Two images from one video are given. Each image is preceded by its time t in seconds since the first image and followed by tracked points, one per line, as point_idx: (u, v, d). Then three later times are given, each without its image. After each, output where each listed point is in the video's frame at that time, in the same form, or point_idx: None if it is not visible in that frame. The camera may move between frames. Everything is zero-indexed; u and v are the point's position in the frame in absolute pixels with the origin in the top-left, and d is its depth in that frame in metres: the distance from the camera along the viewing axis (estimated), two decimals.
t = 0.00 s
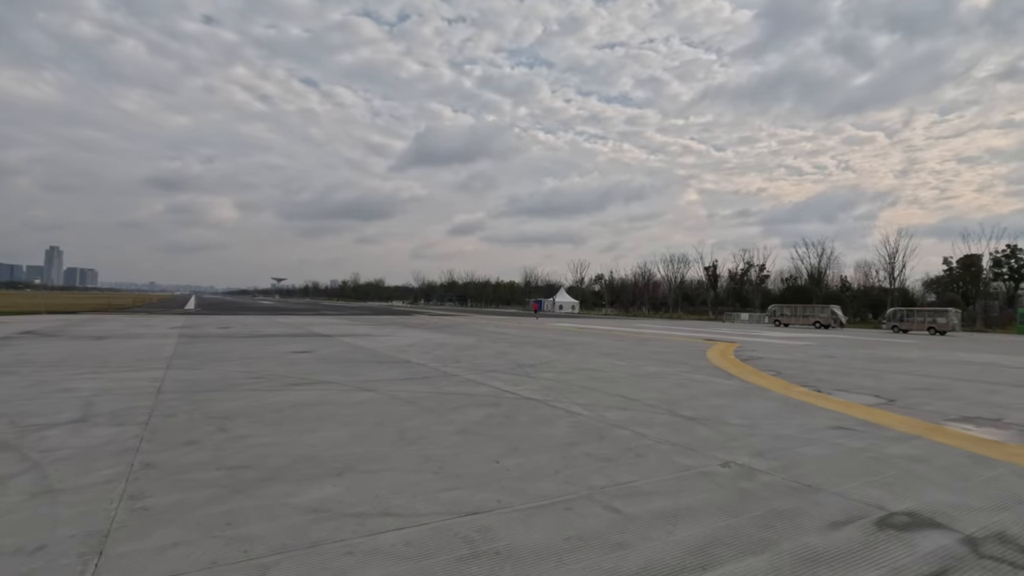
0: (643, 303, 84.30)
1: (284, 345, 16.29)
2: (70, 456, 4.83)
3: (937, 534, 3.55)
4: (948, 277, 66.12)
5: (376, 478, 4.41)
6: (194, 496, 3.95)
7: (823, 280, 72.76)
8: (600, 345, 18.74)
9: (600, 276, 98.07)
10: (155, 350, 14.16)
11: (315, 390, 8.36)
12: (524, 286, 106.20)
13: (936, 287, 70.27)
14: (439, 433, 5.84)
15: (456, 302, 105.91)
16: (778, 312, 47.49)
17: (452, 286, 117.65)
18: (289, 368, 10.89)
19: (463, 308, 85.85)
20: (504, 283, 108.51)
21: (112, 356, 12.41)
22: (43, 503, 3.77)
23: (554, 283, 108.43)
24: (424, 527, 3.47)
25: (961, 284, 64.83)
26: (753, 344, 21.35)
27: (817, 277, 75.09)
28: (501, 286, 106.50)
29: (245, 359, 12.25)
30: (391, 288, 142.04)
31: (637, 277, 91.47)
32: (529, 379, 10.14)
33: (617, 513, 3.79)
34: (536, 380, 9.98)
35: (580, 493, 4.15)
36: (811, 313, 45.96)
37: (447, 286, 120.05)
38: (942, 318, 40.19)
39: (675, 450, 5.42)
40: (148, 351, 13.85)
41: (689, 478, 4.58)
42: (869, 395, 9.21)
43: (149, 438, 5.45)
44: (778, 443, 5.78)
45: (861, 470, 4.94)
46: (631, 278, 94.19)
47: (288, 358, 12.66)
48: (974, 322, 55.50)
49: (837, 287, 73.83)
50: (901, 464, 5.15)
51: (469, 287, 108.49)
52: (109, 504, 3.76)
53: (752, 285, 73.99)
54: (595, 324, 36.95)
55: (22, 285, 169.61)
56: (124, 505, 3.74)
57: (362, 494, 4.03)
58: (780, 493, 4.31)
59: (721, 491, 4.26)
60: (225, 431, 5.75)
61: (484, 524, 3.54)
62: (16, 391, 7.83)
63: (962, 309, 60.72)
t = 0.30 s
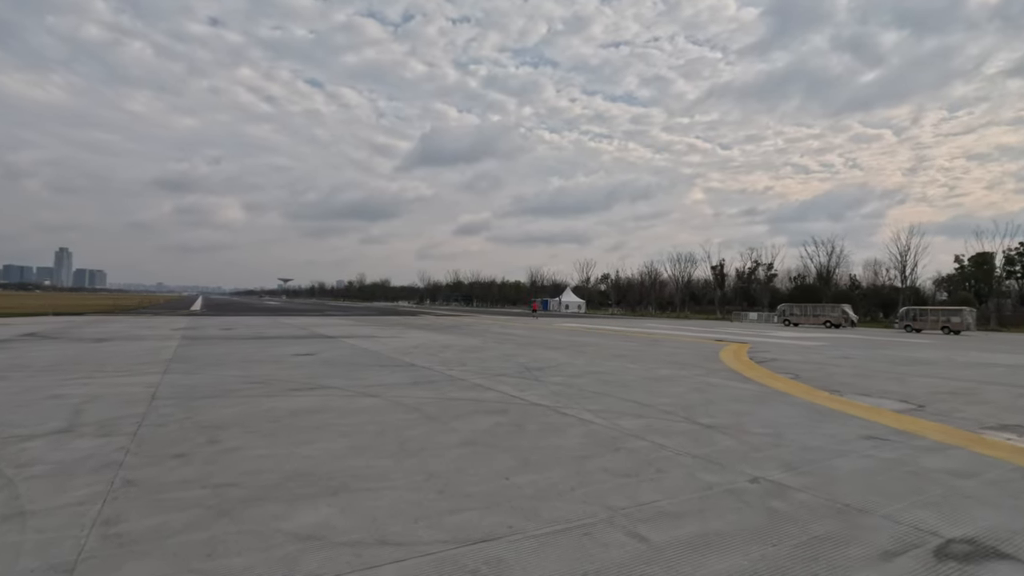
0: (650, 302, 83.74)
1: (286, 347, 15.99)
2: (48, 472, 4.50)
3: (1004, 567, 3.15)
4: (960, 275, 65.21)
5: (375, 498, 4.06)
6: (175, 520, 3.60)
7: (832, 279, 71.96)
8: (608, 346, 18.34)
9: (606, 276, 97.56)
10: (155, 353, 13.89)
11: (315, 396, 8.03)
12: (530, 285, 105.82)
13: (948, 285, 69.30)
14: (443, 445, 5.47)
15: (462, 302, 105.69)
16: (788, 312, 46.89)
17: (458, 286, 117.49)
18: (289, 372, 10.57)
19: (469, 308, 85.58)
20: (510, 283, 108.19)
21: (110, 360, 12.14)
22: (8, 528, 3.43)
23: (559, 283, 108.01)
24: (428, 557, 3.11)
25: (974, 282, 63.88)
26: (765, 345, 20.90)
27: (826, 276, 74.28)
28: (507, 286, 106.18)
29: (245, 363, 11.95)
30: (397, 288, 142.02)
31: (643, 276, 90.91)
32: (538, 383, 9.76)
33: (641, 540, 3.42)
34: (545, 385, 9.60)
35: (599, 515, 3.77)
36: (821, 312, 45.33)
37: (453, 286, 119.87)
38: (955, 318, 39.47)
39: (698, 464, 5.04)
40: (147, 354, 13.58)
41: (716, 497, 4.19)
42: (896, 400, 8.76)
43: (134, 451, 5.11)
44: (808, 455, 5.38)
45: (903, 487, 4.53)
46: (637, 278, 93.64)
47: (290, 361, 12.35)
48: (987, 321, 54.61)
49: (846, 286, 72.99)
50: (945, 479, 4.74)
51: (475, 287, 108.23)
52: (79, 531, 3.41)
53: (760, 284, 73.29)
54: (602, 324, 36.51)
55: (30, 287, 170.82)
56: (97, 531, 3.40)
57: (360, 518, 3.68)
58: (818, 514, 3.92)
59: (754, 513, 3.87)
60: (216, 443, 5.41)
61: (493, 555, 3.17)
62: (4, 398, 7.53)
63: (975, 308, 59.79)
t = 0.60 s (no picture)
0: (657, 302, 83.14)
1: (290, 349, 15.68)
2: (26, 488, 4.18)
3: None
4: (973, 274, 64.21)
5: (378, 519, 3.70)
6: (157, 547, 3.25)
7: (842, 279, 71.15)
8: (619, 347, 17.93)
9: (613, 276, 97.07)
10: (156, 355, 13.60)
11: (317, 402, 7.68)
12: (536, 285, 105.42)
13: (960, 285, 68.35)
14: (452, 456, 5.11)
15: (468, 302, 105.50)
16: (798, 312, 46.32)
17: (463, 287, 117.37)
18: (291, 375, 10.24)
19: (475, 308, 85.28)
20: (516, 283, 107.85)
21: (110, 363, 11.86)
22: None
23: (566, 283, 107.61)
24: None
25: (987, 281, 62.95)
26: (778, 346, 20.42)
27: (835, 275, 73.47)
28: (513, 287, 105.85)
29: (247, 366, 11.63)
30: (403, 289, 142.14)
31: (650, 276, 90.34)
32: (548, 387, 9.38)
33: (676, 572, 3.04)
34: (556, 389, 9.22)
35: (626, 540, 3.41)
36: (832, 312, 44.72)
37: (458, 287, 119.66)
38: (970, 317, 38.76)
39: (728, 479, 4.65)
40: (148, 356, 13.28)
41: (753, 518, 3.80)
42: (926, 406, 8.31)
43: (122, 464, 4.78)
44: (845, 469, 4.97)
45: (957, 506, 4.13)
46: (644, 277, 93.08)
47: (292, 364, 12.04)
48: (1001, 321, 53.72)
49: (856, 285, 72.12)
50: (1002, 497, 4.33)
51: (481, 288, 108.04)
52: (50, 559, 3.07)
53: (768, 284, 72.56)
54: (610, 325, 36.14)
55: (40, 288, 172.24)
56: (69, 561, 3.05)
57: (360, 544, 3.31)
58: (868, 539, 3.52)
59: (798, 538, 3.48)
60: (210, 454, 5.07)
61: None
62: None
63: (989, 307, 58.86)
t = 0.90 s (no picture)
0: (664, 302, 82.59)
1: (292, 349, 15.40)
2: None
3: None
4: (984, 273, 63.43)
5: (376, 537, 3.34)
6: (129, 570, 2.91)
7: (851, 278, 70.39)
8: (628, 347, 17.55)
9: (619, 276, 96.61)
10: (155, 355, 13.33)
11: (316, 405, 7.35)
12: (542, 285, 105.06)
13: (971, 284, 67.47)
14: (457, 465, 4.74)
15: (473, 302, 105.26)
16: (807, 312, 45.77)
17: (469, 287, 117.15)
18: (292, 376, 9.92)
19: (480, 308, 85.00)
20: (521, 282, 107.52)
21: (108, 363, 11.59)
22: None
23: (571, 282, 107.19)
24: None
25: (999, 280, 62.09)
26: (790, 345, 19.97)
27: (844, 274, 72.71)
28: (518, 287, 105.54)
29: (247, 366, 11.33)
30: (408, 289, 142.15)
31: (656, 276, 89.80)
32: (557, 389, 9.02)
33: None
34: (565, 391, 8.85)
35: (653, 565, 3.03)
36: (842, 311, 44.13)
37: (463, 287, 119.45)
38: (984, 316, 38.11)
39: (758, 491, 4.27)
40: (147, 356, 13.01)
41: (793, 538, 3.41)
42: (956, 409, 7.89)
43: (103, 473, 4.45)
44: (884, 480, 4.58)
45: (1016, 523, 3.73)
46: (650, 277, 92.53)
47: (293, 365, 11.72)
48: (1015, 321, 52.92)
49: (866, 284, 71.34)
50: None
51: (486, 287, 107.76)
52: None
53: (776, 283, 71.91)
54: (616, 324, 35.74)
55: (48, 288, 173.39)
56: None
57: (355, 569, 2.95)
58: (924, 562, 3.14)
59: (847, 563, 3.10)
60: (198, 463, 4.72)
61: None
62: None
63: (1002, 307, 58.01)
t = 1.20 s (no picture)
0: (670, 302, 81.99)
1: (293, 351, 15.06)
2: None
3: None
4: (995, 272, 62.55)
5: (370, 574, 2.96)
6: None
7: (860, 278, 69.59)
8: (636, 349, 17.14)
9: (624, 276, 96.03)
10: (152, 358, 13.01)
11: (313, 413, 6.98)
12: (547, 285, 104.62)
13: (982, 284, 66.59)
14: (461, 485, 4.36)
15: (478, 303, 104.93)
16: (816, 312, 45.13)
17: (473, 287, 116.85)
18: (290, 382, 9.56)
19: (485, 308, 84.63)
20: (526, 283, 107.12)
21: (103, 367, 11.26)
22: None
23: (576, 282, 106.71)
24: None
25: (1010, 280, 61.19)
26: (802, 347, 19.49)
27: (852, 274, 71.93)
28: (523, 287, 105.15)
29: (245, 370, 10.98)
30: (413, 289, 141.97)
31: (662, 275, 89.20)
32: (566, 395, 8.62)
33: None
34: (575, 397, 8.45)
35: None
36: (852, 311, 43.47)
37: (468, 287, 119.16)
38: (998, 317, 37.41)
39: (793, 516, 3.86)
40: (143, 360, 12.68)
41: None
42: (990, 418, 7.45)
43: (77, 493, 4.08)
44: (931, 502, 4.16)
45: None
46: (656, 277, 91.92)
47: (293, 368, 11.37)
48: None
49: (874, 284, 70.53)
50: None
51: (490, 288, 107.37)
52: None
53: (784, 283, 71.20)
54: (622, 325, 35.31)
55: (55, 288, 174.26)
56: None
57: None
58: None
59: None
60: (181, 481, 4.35)
61: None
62: None
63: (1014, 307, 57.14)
